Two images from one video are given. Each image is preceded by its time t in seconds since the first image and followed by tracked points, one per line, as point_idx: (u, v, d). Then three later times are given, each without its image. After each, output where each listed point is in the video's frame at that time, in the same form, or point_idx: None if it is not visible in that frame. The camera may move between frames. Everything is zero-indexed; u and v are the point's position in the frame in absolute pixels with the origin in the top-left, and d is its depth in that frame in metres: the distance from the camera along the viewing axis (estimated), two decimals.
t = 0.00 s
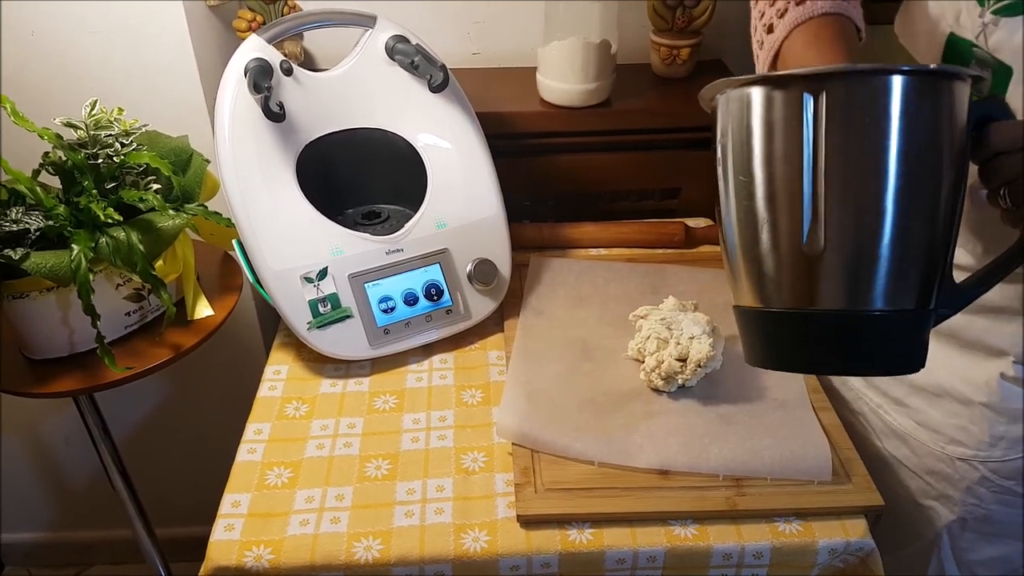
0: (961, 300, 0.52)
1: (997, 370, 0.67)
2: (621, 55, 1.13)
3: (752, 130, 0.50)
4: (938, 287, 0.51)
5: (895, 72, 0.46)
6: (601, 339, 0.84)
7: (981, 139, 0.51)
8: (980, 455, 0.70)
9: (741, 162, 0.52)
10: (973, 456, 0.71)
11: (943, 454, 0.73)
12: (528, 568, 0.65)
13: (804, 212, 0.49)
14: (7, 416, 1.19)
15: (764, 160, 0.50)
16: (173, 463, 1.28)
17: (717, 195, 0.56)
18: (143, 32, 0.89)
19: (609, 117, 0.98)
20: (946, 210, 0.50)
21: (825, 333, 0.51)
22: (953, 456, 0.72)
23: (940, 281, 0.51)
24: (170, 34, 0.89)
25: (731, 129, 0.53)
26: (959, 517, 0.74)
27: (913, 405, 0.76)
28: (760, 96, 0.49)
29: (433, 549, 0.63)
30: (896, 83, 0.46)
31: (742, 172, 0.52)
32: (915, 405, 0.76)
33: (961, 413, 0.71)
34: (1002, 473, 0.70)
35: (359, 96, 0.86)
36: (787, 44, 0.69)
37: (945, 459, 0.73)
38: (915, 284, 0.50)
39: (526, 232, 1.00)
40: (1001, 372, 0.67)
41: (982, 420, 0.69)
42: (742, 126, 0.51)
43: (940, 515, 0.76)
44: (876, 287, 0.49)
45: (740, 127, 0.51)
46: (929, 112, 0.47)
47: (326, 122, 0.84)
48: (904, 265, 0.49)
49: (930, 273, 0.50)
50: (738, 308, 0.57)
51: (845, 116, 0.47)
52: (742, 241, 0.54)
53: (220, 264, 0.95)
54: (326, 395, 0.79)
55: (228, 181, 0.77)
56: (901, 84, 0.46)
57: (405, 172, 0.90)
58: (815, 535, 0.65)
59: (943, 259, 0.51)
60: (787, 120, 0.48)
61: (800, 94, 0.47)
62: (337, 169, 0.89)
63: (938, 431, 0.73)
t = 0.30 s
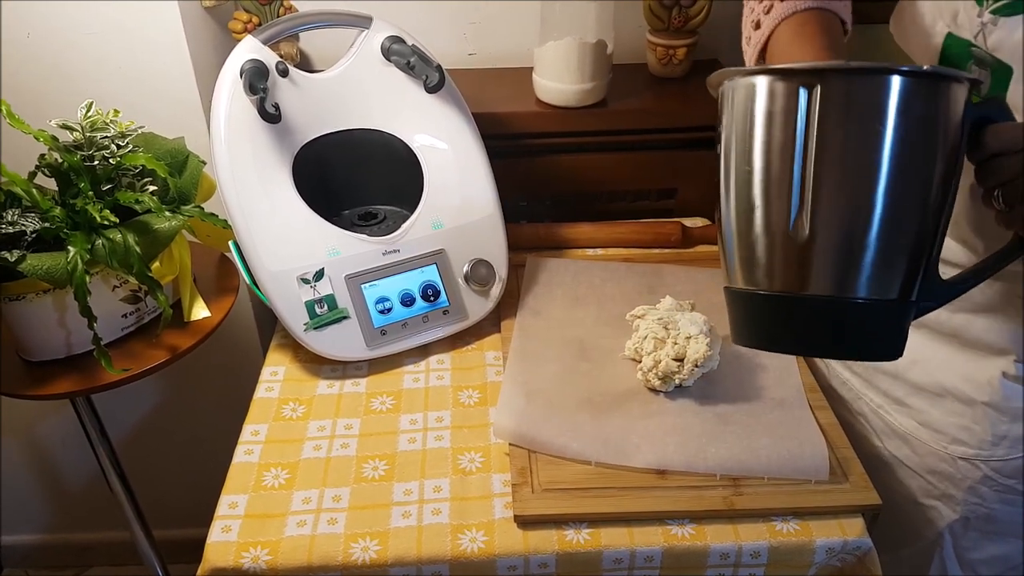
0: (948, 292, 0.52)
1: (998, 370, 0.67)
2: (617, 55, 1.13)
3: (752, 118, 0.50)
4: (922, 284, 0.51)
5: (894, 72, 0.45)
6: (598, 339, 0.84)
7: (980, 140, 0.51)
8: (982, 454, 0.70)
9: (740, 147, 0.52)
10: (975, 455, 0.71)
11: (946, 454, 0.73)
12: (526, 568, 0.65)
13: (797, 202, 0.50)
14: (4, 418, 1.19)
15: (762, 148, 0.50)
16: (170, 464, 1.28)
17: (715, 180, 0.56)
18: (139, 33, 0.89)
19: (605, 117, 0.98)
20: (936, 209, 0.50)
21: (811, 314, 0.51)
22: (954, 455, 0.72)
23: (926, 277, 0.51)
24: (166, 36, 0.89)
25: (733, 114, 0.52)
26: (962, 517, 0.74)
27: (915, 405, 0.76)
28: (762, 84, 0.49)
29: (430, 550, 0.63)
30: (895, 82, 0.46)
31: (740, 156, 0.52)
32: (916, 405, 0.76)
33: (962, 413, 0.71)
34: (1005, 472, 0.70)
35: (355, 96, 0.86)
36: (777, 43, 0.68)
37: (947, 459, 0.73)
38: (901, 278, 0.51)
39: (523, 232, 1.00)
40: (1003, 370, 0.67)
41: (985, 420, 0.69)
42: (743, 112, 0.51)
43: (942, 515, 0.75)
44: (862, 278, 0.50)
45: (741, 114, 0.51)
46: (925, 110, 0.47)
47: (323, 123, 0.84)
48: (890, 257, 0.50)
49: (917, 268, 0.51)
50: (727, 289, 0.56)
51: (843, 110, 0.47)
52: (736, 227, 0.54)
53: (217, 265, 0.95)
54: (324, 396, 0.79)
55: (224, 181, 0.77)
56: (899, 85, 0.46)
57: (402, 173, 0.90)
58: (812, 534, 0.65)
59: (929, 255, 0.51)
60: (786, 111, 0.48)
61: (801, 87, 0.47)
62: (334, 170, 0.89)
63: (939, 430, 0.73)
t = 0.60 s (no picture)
0: (934, 294, 0.52)
1: (989, 369, 0.67)
2: (615, 55, 1.13)
3: (734, 118, 0.50)
4: (909, 284, 0.51)
5: (876, 68, 0.45)
6: (596, 338, 0.84)
7: (964, 137, 0.51)
8: (974, 454, 0.70)
9: (722, 149, 0.52)
10: (967, 454, 0.71)
11: (938, 453, 0.73)
12: (524, 568, 0.65)
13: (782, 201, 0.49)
14: (4, 419, 1.19)
15: (746, 148, 0.50)
16: (169, 464, 1.28)
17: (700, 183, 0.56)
18: (138, 34, 0.89)
19: (604, 117, 0.98)
20: (922, 208, 0.50)
21: (796, 321, 0.51)
22: (947, 454, 0.72)
23: (912, 276, 0.51)
24: (164, 36, 0.89)
25: (715, 115, 0.52)
26: (954, 516, 0.74)
27: (909, 403, 0.76)
28: (745, 84, 0.49)
29: (428, 550, 0.63)
30: (876, 79, 0.46)
31: (722, 157, 0.52)
32: (910, 404, 0.76)
33: (955, 412, 0.71)
34: (996, 471, 0.70)
35: (353, 96, 0.86)
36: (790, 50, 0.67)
37: (939, 458, 0.73)
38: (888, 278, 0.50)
39: (521, 232, 1.00)
40: (994, 370, 0.67)
41: (977, 419, 0.69)
42: (726, 113, 0.51)
43: (935, 513, 0.75)
44: (848, 276, 0.49)
45: (724, 115, 0.51)
46: (909, 108, 0.47)
47: (321, 123, 0.84)
48: (877, 256, 0.49)
49: (903, 266, 0.50)
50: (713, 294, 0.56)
51: (827, 107, 0.47)
52: (720, 229, 0.54)
53: (215, 266, 0.95)
54: (322, 396, 0.79)
55: (221, 182, 0.77)
56: (882, 80, 0.46)
57: (400, 173, 0.90)
58: (811, 534, 0.65)
59: (916, 254, 0.51)
60: (769, 111, 0.48)
61: (784, 86, 0.47)
62: (331, 170, 0.88)
63: (933, 429, 0.73)
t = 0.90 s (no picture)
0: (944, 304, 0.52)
1: (991, 371, 0.67)
2: (615, 54, 1.13)
3: (742, 122, 0.49)
4: (923, 287, 0.51)
5: (892, 73, 0.45)
6: (596, 339, 0.84)
7: (978, 143, 0.50)
8: (975, 455, 0.70)
9: (729, 151, 0.51)
10: (968, 456, 0.70)
11: (939, 455, 0.73)
12: (524, 569, 0.64)
13: (795, 206, 0.49)
14: (4, 420, 1.19)
15: (754, 154, 0.49)
16: (169, 465, 1.28)
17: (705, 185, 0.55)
18: (136, 35, 0.89)
19: (603, 117, 0.98)
20: (938, 211, 0.49)
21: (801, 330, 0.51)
22: (948, 456, 0.72)
23: (925, 285, 0.51)
24: (163, 36, 0.89)
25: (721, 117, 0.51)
26: (955, 517, 0.74)
27: (909, 405, 0.76)
28: (752, 87, 0.48)
29: (427, 551, 0.63)
30: (892, 84, 0.45)
31: (731, 159, 0.51)
32: (911, 406, 0.76)
33: (955, 414, 0.71)
34: (998, 473, 0.70)
35: (352, 97, 0.85)
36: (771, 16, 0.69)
37: (939, 460, 0.73)
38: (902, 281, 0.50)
39: (520, 232, 0.99)
40: (995, 372, 0.66)
41: (978, 420, 0.69)
42: (732, 116, 0.50)
43: (936, 515, 0.75)
44: (861, 281, 0.49)
45: (729, 119, 0.50)
46: (925, 114, 0.46)
47: (319, 124, 0.84)
48: (889, 259, 0.49)
49: (918, 269, 0.50)
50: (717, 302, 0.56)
51: (841, 114, 0.46)
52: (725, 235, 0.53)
53: (214, 266, 0.95)
54: (321, 397, 0.79)
55: (221, 183, 0.77)
56: (897, 86, 0.45)
57: (399, 173, 0.90)
58: (811, 534, 0.65)
59: (929, 262, 0.50)
60: (778, 114, 0.47)
61: (796, 91, 0.46)
62: (331, 170, 0.88)
63: (933, 431, 0.73)
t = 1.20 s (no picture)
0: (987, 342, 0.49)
1: (996, 375, 0.72)
2: (615, 55, 1.13)
3: (757, 183, 0.46)
4: (966, 331, 0.48)
5: (916, 127, 0.41)
6: (596, 340, 0.84)
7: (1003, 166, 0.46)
8: (981, 459, 0.74)
9: (749, 214, 0.48)
10: (974, 459, 0.75)
11: (948, 459, 0.75)
12: (524, 571, 0.64)
13: (825, 269, 0.45)
14: (5, 422, 1.19)
15: (773, 215, 0.46)
16: (170, 466, 1.28)
17: (725, 238, 0.52)
18: (136, 37, 0.89)
19: (604, 118, 0.98)
20: (977, 255, 0.46)
21: (836, 395, 0.48)
22: (955, 460, 0.75)
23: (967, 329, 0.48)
24: (164, 38, 0.89)
25: (736, 177, 0.48)
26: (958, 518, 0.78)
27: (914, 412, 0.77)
28: (766, 150, 0.45)
29: (427, 553, 0.63)
30: (917, 138, 0.41)
31: (752, 220, 0.48)
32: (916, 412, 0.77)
33: (960, 417, 0.74)
34: (1003, 475, 0.74)
35: (352, 98, 0.85)
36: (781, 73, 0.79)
37: (946, 462, 0.75)
38: (942, 331, 0.47)
39: (521, 234, 1.00)
40: (1000, 375, 0.72)
41: (983, 424, 0.73)
42: (746, 177, 0.47)
43: (940, 517, 0.78)
44: (901, 339, 0.46)
45: (744, 178, 0.47)
46: (953, 164, 0.42)
47: (319, 126, 0.84)
48: (929, 312, 0.46)
49: (958, 313, 0.47)
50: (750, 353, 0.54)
51: (864, 174, 0.42)
52: (751, 291, 0.50)
53: (215, 268, 0.95)
54: (321, 399, 0.79)
55: (221, 185, 0.77)
56: (922, 140, 0.42)
57: (399, 175, 0.90)
58: (811, 536, 0.65)
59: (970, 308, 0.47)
60: (798, 178, 0.44)
61: (812, 151, 0.43)
62: (331, 172, 0.88)
63: (940, 436, 0.75)
